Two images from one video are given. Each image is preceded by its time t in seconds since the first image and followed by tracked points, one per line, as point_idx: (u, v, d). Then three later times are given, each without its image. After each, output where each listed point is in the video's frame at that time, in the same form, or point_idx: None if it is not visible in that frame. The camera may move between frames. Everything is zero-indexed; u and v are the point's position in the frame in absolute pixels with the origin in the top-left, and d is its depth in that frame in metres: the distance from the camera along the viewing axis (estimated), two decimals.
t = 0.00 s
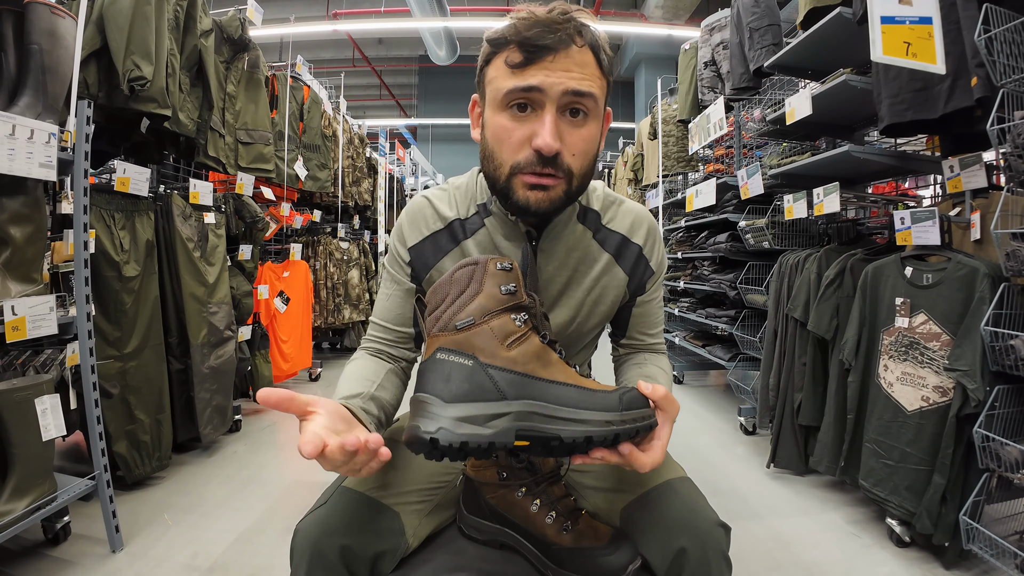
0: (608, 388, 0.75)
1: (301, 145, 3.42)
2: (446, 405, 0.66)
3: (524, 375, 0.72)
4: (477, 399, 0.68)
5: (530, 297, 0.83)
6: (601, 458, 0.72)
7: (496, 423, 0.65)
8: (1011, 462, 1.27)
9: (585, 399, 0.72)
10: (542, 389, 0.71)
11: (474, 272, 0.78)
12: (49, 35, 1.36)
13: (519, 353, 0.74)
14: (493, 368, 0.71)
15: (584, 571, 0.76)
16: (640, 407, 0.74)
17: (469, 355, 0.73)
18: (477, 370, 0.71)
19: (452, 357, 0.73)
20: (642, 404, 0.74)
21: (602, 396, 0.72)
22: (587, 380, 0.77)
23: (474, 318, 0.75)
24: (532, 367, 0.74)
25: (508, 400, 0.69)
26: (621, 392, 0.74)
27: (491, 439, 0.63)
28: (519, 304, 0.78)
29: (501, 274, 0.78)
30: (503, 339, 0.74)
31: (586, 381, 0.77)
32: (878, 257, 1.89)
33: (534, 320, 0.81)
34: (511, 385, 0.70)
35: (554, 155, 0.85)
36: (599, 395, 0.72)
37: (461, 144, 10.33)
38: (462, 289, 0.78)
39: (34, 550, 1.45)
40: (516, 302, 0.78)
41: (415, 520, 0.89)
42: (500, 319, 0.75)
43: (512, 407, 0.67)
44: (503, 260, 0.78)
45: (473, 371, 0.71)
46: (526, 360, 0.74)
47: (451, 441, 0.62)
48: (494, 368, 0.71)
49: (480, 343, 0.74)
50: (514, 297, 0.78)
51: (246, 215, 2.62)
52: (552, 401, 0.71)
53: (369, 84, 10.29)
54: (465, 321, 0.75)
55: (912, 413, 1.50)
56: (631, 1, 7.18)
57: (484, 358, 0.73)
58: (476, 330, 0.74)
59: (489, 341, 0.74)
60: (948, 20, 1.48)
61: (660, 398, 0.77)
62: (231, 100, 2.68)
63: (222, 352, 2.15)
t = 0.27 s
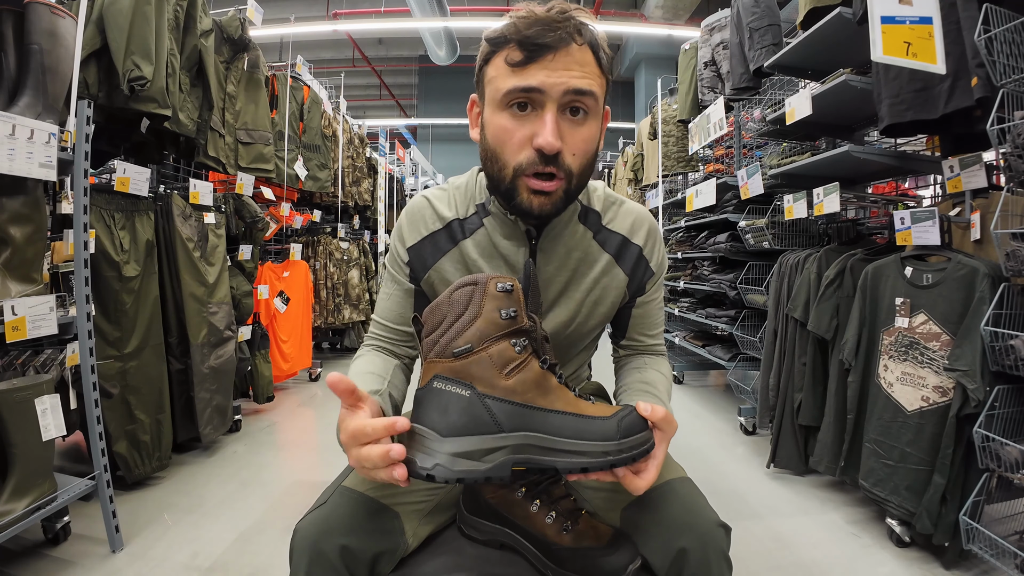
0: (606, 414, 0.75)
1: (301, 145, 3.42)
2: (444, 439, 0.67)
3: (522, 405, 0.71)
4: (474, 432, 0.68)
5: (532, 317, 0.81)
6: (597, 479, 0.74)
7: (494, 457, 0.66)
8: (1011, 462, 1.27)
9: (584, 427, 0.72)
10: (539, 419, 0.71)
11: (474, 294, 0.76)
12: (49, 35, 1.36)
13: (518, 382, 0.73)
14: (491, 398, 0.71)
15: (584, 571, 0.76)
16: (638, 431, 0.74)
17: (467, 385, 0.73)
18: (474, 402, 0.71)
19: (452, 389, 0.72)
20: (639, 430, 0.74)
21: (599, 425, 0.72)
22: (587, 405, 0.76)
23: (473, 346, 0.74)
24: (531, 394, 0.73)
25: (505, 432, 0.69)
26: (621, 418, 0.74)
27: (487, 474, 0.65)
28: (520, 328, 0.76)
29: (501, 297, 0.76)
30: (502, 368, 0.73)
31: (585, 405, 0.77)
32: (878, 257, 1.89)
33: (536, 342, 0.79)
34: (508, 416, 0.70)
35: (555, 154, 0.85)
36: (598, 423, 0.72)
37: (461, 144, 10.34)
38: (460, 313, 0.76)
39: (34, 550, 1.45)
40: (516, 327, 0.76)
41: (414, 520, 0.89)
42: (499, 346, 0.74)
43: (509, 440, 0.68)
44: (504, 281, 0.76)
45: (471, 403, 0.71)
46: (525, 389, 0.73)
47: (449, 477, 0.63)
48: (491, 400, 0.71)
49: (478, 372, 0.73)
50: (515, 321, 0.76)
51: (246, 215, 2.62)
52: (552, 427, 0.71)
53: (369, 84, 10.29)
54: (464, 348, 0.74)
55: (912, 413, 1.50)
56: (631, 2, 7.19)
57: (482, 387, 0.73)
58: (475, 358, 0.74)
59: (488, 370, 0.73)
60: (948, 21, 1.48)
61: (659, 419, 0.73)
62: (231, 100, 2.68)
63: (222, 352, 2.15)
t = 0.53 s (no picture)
0: (599, 415, 0.75)
1: (301, 145, 3.42)
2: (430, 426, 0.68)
3: (511, 402, 0.71)
4: (460, 422, 0.69)
5: (540, 305, 0.77)
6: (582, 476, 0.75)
7: (476, 448, 0.67)
8: (1011, 462, 1.27)
9: (573, 429, 0.72)
10: (529, 416, 0.71)
11: (479, 276, 0.73)
12: (49, 35, 1.36)
13: (511, 376, 0.73)
14: (481, 391, 0.71)
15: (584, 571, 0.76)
16: (632, 437, 0.74)
17: (460, 374, 0.72)
18: (464, 392, 0.71)
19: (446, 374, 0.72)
20: (632, 435, 0.74)
21: (590, 428, 0.72)
22: (581, 404, 0.76)
23: (470, 334, 0.73)
24: (523, 390, 0.73)
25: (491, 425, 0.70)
26: (616, 423, 0.74)
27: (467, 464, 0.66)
28: (522, 320, 0.74)
29: (508, 284, 0.73)
30: (496, 361, 0.73)
31: (578, 402, 0.76)
32: (878, 257, 1.89)
33: (541, 332, 0.76)
34: (497, 410, 0.70)
35: (539, 157, 0.87)
36: (588, 426, 0.72)
37: (461, 144, 10.34)
38: (463, 297, 0.74)
39: (34, 549, 1.45)
40: (519, 318, 0.74)
41: (415, 519, 0.89)
42: (498, 337, 0.73)
43: (494, 434, 0.68)
44: (514, 267, 0.72)
45: (461, 392, 0.70)
46: (516, 384, 0.73)
47: (429, 463, 0.65)
48: (481, 393, 0.71)
49: (471, 362, 0.73)
50: (518, 313, 0.73)
51: (246, 215, 2.62)
52: (540, 426, 0.71)
53: (369, 84, 10.29)
54: (459, 335, 0.73)
55: (913, 414, 1.50)
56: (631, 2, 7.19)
57: (474, 378, 0.72)
58: (472, 347, 0.72)
59: (481, 362, 0.73)
60: (948, 21, 1.48)
61: (662, 422, 0.76)
62: (231, 100, 2.68)
63: (222, 352, 2.15)
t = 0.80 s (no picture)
0: (578, 412, 0.74)
1: (301, 145, 3.42)
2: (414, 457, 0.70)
3: (483, 424, 0.72)
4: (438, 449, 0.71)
5: (487, 328, 0.71)
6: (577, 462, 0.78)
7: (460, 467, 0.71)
8: (1011, 463, 1.27)
9: (552, 431, 0.72)
10: (505, 432, 0.72)
11: (416, 323, 0.67)
12: (49, 35, 1.36)
13: (477, 402, 0.72)
14: (450, 421, 0.71)
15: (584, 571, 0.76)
16: (615, 428, 0.72)
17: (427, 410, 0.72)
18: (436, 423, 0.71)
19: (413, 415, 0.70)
20: (614, 428, 0.72)
21: (567, 429, 0.72)
22: (560, 403, 0.75)
23: (426, 376, 0.70)
24: (494, 409, 0.72)
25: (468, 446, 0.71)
26: (598, 415, 0.72)
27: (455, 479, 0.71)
28: (473, 352, 0.70)
29: (445, 326, 0.67)
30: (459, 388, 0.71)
31: (555, 402, 0.75)
32: (878, 257, 1.89)
33: (499, 354, 0.72)
34: (473, 433, 0.71)
35: (531, 147, 0.87)
36: (567, 428, 0.72)
37: (461, 144, 10.34)
38: (404, 343, 0.68)
39: (34, 550, 1.45)
40: (468, 352, 0.69)
41: (415, 518, 0.88)
42: (453, 372, 0.70)
43: (472, 457, 0.70)
44: (445, 310, 0.66)
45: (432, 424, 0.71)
46: (486, 407, 0.72)
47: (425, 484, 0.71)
48: (451, 420, 0.71)
49: (439, 396, 0.71)
50: (464, 351, 0.69)
51: (246, 215, 2.62)
52: (519, 435, 0.72)
53: (369, 84, 10.29)
54: (415, 377, 0.70)
55: (913, 414, 1.50)
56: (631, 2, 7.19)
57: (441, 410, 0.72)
58: (428, 389, 0.70)
59: (447, 395, 0.71)
60: (948, 21, 1.48)
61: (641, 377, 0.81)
62: (231, 100, 2.68)
63: (222, 352, 2.15)
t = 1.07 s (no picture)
0: (573, 410, 0.73)
1: (301, 145, 3.42)
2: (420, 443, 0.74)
3: (481, 415, 0.72)
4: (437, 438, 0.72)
5: (481, 328, 0.71)
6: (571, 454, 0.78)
7: (456, 454, 0.72)
8: (1011, 463, 1.27)
9: (547, 428, 0.72)
10: (501, 426, 0.72)
11: (412, 325, 0.66)
12: (49, 35, 1.36)
13: (474, 395, 0.72)
14: (448, 412, 0.72)
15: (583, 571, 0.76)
16: (610, 428, 0.71)
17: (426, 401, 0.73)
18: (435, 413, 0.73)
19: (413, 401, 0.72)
20: (609, 427, 0.71)
21: (562, 427, 0.71)
22: (557, 399, 0.74)
23: (427, 372, 0.71)
24: (491, 402, 0.73)
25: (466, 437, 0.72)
26: (594, 414, 0.72)
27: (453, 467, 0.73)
28: (470, 348, 0.70)
29: (440, 326, 0.66)
30: (456, 383, 0.71)
31: (550, 399, 0.74)
32: (878, 257, 1.89)
33: (493, 354, 0.72)
34: (470, 426, 0.72)
35: (537, 133, 0.87)
36: (562, 426, 0.72)
37: (461, 144, 10.34)
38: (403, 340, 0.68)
39: (34, 550, 1.45)
40: (463, 350, 0.69)
41: (416, 518, 0.88)
42: (450, 367, 0.70)
43: (469, 446, 0.72)
44: (439, 309, 0.65)
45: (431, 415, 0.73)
46: (483, 402, 0.73)
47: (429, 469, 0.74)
48: (449, 412, 0.72)
49: (437, 389, 0.72)
50: (457, 352, 0.69)
51: (246, 215, 2.62)
52: (515, 430, 0.72)
53: (369, 84, 10.29)
54: (416, 372, 0.71)
55: (913, 414, 1.50)
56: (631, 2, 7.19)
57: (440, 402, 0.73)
58: (426, 381, 0.71)
59: (447, 389, 0.72)
60: (948, 21, 1.48)
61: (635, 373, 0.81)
62: (231, 100, 2.68)
63: (222, 352, 2.15)
